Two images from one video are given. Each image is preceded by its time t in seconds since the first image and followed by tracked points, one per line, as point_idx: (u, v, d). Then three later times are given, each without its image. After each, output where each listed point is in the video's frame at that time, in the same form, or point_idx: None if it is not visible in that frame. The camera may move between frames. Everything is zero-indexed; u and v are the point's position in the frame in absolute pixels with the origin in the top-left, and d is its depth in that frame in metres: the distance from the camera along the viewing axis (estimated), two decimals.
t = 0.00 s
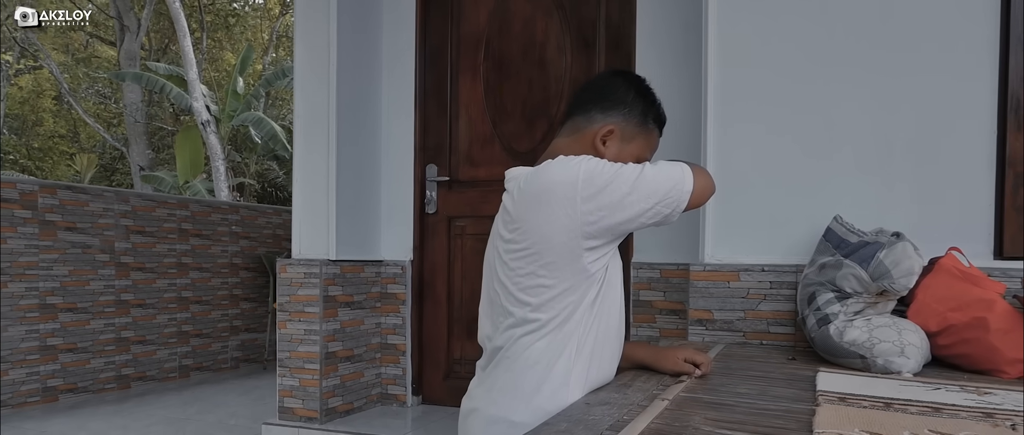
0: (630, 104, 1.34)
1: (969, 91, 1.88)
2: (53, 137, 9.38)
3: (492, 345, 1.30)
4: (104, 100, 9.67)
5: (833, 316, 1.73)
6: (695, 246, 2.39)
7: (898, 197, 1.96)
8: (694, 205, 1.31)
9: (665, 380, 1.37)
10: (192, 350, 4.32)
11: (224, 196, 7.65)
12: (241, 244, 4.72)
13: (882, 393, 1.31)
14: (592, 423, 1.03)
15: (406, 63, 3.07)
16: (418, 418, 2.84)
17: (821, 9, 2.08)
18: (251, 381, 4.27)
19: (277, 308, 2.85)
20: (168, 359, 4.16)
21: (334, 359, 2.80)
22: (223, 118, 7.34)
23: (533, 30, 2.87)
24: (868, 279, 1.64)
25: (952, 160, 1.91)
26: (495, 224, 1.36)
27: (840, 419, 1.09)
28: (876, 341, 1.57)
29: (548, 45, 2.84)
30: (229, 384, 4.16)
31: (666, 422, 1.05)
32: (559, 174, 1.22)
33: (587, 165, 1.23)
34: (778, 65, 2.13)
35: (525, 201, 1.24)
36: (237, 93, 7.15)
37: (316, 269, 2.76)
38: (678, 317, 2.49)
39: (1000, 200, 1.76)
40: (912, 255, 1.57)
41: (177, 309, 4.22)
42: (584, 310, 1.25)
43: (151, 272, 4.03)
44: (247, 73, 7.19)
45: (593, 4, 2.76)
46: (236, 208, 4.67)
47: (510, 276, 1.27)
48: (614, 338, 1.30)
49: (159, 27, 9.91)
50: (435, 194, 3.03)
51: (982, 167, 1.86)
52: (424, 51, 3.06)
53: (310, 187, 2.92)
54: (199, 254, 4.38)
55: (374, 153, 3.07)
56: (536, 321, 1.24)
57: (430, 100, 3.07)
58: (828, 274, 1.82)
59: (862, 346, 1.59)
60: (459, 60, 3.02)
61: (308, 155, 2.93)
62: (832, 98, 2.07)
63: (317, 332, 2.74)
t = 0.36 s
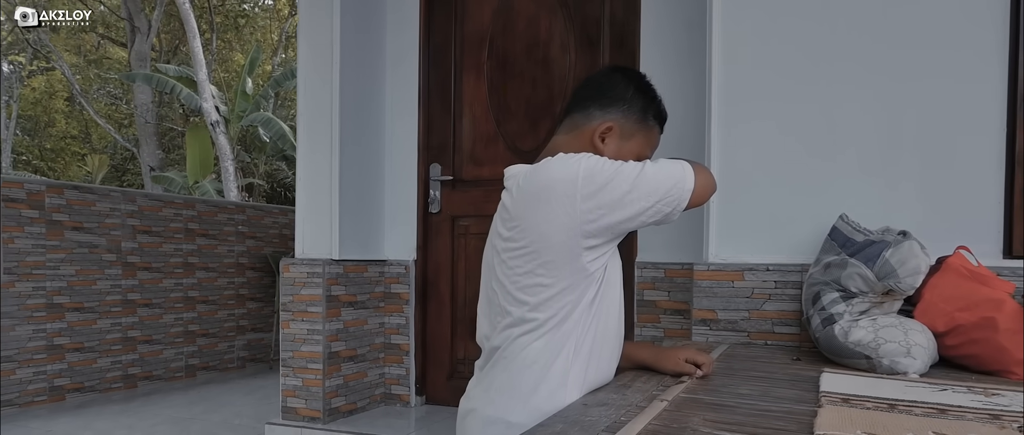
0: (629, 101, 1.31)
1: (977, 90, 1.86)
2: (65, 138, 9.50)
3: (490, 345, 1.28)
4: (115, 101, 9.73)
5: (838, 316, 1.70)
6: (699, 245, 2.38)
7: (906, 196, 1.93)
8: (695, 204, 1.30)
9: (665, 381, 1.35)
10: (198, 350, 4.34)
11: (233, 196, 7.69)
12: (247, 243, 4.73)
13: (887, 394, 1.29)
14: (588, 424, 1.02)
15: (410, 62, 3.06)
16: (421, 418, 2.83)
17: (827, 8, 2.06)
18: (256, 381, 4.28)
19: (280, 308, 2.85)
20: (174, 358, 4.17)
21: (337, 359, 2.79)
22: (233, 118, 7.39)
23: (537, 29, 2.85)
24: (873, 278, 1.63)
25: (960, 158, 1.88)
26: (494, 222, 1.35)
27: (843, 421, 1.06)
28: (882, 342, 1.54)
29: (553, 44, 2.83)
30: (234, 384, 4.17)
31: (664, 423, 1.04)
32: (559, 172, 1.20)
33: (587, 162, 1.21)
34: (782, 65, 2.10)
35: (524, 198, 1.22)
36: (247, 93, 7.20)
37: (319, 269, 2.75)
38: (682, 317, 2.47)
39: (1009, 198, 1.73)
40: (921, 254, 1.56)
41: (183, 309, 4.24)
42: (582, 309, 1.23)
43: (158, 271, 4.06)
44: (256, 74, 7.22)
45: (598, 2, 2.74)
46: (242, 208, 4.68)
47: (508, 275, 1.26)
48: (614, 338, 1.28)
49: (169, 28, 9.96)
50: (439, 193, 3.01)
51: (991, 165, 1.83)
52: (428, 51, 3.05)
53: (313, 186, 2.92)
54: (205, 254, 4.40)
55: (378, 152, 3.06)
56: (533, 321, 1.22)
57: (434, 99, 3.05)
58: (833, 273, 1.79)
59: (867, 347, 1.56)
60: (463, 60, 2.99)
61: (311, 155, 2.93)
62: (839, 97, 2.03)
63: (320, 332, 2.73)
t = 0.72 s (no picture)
0: (624, 99, 1.28)
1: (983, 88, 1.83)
2: (74, 139, 9.60)
3: (483, 347, 1.26)
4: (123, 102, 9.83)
5: (839, 318, 1.68)
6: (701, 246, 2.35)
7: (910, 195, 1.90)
8: (693, 204, 1.28)
9: (662, 384, 1.33)
10: (201, 350, 4.34)
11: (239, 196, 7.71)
12: (250, 244, 4.74)
13: (889, 398, 1.26)
14: (578, 429, 1.00)
15: (410, 62, 3.05)
16: (422, 420, 2.81)
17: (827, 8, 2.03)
18: (258, 381, 4.28)
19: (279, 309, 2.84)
20: (177, 359, 4.18)
21: (336, 360, 2.78)
22: (239, 119, 7.42)
23: (538, 27, 2.83)
24: (875, 280, 1.60)
25: (966, 157, 1.85)
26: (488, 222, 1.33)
27: (840, 425, 1.03)
28: (884, 344, 1.52)
29: (553, 43, 2.80)
30: (236, 384, 4.17)
31: (656, 427, 1.01)
32: (554, 171, 1.19)
33: (583, 162, 1.20)
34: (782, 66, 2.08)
35: (518, 198, 1.21)
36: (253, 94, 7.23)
37: (318, 270, 2.74)
38: (683, 318, 2.45)
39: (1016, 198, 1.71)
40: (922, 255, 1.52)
41: (185, 310, 4.25)
42: (576, 311, 1.21)
43: (161, 272, 4.08)
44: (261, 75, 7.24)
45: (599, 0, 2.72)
46: (245, 209, 4.68)
47: (502, 276, 1.24)
48: (610, 341, 1.26)
49: (177, 29, 10.00)
50: (440, 193, 3.00)
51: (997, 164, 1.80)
52: (428, 50, 3.03)
53: (313, 187, 2.91)
54: (208, 254, 4.40)
55: (378, 153, 3.05)
56: (525, 323, 1.20)
57: (434, 99, 3.03)
58: (835, 274, 1.76)
59: (869, 349, 1.54)
60: (464, 59, 2.98)
61: (311, 155, 2.92)
62: (841, 99, 2.01)
63: (319, 333, 2.72)
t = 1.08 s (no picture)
0: (621, 99, 1.24)
1: (989, 86, 1.80)
2: (82, 139, 9.68)
3: (476, 351, 1.24)
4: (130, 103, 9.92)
5: (841, 321, 1.65)
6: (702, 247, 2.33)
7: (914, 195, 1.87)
8: (691, 207, 1.25)
9: (659, 387, 1.31)
10: (203, 351, 4.35)
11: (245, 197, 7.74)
12: (253, 245, 4.74)
13: (890, 403, 1.23)
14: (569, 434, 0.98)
15: (411, 62, 3.03)
16: (422, 422, 2.80)
17: (825, 8, 2.00)
18: (261, 382, 4.27)
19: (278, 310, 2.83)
20: (180, 359, 4.19)
21: (336, 361, 2.77)
22: (245, 120, 7.45)
23: (539, 26, 2.81)
24: (878, 282, 1.57)
25: (972, 156, 1.82)
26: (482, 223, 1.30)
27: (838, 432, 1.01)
28: (887, 347, 1.49)
29: (554, 42, 2.78)
30: (238, 385, 4.17)
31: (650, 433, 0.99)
32: (550, 171, 1.16)
33: (580, 162, 1.18)
34: (780, 68, 2.05)
35: (513, 199, 1.18)
36: (259, 95, 7.25)
37: (318, 271, 2.73)
38: (684, 320, 2.43)
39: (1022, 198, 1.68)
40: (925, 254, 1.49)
41: (188, 311, 4.26)
42: (571, 315, 1.19)
43: (163, 273, 4.09)
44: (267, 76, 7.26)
45: None
46: (248, 210, 4.68)
47: (496, 277, 1.21)
48: (606, 346, 1.24)
49: (183, 30, 10.03)
50: (440, 194, 2.98)
51: (1004, 164, 1.77)
52: (428, 51, 3.01)
53: (313, 189, 2.89)
54: (210, 255, 4.41)
55: (378, 153, 3.03)
56: (519, 326, 1.18)
57: (435, 99, 3.01)
58: (837, 276, 1.74)
59: (872, 352, 1.51)
60: (464, 59, 2.96)
61: (311, 156, 2.91)
62: (841, 100, 1.98)
63: (319, 334, 2.71)
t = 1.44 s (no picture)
0: (618, 97, 1.22)
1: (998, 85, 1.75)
2: (90, 140, 9.74)
3: (471, 353, 1.22)
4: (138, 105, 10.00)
5: (845, 323, 1.63)
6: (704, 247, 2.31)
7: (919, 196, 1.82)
8: (690, 208, 1.23)
9: (657, 391, 1.29)
10: (206, 351, 4.36)
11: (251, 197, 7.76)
12: (256, 245, 4.75)
13: (893, 408, 1.20)
14: None
15: (413, 62, 3.02)
16: (423, 423, 2.79)
17: (826, 9, 1.96)
18: (263, 383, 4.27)
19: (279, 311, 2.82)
20: (182, 360, 4.21)
21: (336, 362, 2.76)
22: (252, 120, 7.49)
23: (540, 25, 2.78)
24: (882, 283, 1.54)
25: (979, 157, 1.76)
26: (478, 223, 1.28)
27: None
28: (891, 350, 1.46)
29: (555, 40, 2.75)
30: (241, 385, 4.18)
31: None
32: (547, 171, 1.14)
33: (577, 162, 1.16)
34: (783, 67, 2.02)
35: (508, 199, 1.16)
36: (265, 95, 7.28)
37: (318, 271, 2.72)
38: (687, 321, 2.41)
39: None
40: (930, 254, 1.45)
41: (191, 311, 4.27)
42: (567, 318, 1.17)
43: (166, 273, 4.11)
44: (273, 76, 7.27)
45: None
46: (251, 210, 4.68)
47: (491, 279, 1.19)
48: (602, 349, 1.22)
49: (191, 31, 10.07)
50: (441, 195, 2.97)
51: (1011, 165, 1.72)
52: (429, 50, 3.00)
53: (313, 190, 2.88)
54: (213, 255, 4.42)
55: (379, 153, 3.02)
56: (514, 328, 1.16)
57: (437, 99, 3.00)
58: (841, 278, 1.72)
59: (875, 355, 1.48)
60: (466, 58, 2.94)
61: (311, 157, 2.89)
62: (842, 103, 1.94)
63: (319, 335, 2.70)
